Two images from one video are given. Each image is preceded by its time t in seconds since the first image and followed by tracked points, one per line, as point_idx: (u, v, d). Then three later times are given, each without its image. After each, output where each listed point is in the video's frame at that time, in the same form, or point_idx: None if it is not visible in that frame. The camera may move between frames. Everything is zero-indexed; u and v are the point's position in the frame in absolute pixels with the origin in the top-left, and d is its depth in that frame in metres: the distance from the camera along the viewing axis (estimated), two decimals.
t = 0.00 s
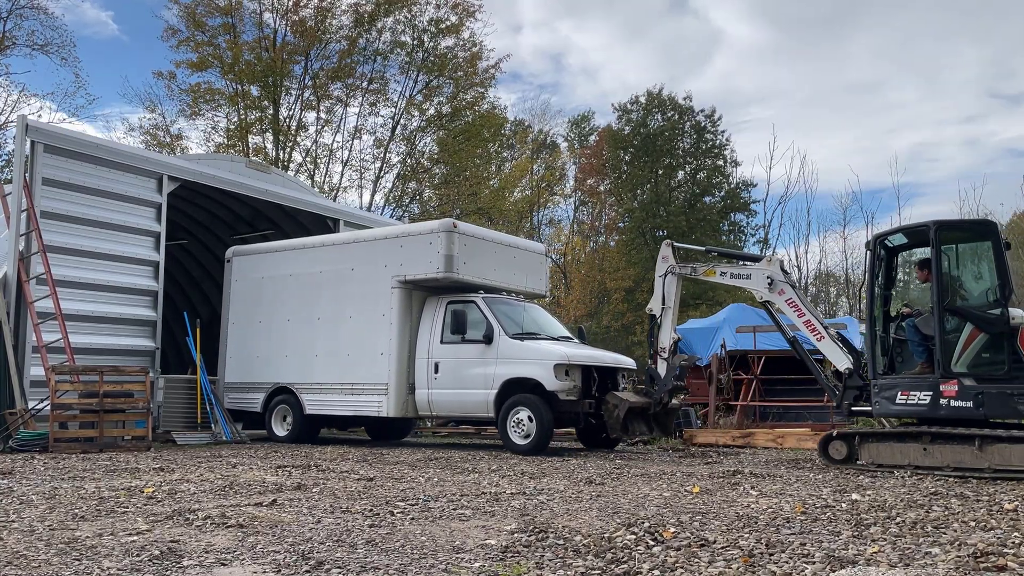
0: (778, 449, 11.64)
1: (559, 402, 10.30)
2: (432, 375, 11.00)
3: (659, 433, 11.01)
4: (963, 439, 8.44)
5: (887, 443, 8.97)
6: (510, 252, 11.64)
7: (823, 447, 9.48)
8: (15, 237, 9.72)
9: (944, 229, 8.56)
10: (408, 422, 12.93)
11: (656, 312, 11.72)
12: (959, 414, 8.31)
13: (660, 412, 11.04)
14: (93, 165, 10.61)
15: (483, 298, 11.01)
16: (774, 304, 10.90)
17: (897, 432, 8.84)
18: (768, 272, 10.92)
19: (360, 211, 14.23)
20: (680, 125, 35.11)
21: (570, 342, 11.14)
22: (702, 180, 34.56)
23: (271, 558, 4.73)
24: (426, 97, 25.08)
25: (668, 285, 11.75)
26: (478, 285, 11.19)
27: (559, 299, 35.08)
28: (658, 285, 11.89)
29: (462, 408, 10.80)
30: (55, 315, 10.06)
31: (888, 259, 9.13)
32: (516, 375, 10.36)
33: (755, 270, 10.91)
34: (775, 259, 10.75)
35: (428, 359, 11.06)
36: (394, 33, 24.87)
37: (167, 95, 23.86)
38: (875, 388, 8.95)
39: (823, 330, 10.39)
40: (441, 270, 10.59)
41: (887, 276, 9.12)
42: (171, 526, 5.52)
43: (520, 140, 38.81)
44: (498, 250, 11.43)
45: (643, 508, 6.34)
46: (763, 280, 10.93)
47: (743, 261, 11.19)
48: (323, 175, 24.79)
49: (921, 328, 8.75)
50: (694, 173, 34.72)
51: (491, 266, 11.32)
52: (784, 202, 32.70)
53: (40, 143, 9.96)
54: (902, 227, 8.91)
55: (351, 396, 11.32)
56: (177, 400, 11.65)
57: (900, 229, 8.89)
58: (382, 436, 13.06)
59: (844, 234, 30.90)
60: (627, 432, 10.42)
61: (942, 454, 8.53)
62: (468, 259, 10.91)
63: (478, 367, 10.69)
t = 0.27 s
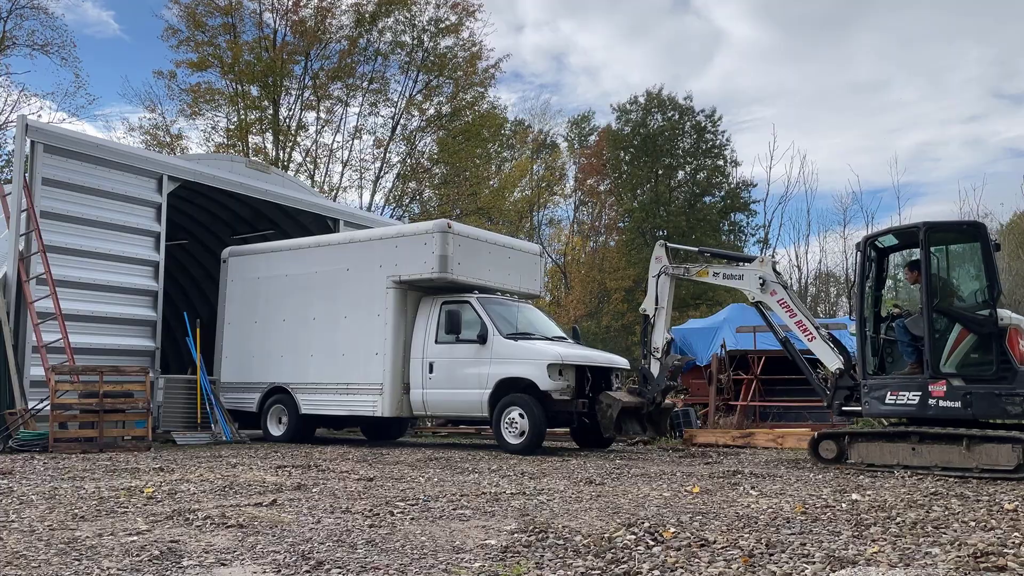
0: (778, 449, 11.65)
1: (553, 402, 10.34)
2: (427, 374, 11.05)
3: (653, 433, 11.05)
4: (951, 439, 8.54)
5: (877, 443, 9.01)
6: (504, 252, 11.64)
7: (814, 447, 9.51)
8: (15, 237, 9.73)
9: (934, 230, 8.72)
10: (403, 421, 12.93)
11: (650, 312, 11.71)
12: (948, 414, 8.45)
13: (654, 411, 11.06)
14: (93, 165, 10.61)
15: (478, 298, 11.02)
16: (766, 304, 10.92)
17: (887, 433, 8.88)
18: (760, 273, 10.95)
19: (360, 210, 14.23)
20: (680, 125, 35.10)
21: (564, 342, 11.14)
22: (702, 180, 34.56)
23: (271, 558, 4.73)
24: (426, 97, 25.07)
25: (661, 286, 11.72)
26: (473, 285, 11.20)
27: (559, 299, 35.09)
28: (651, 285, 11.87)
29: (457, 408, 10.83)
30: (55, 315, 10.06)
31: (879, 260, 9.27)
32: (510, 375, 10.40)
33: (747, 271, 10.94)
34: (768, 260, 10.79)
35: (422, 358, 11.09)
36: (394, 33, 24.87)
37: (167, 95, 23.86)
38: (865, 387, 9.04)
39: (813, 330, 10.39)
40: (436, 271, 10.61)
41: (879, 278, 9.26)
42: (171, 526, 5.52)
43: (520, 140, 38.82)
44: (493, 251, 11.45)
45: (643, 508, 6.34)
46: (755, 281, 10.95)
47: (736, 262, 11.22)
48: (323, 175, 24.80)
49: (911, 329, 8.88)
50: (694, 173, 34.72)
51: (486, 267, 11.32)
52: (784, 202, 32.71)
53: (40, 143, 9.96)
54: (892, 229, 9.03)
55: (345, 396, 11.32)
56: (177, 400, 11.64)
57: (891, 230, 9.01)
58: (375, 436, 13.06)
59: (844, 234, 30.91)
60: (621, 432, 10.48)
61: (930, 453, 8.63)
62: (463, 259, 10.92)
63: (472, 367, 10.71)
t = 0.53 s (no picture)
0: (778, 449, 11.65)
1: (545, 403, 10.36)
2: (421, 374, 11.03)
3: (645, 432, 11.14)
4: (937, 439, 8.59)
5: (865, 442, 9.13)
6: (498, 253, 11.64)
7: (803, 446, 9.66)
8: (15, 237, 9.73)
9: (921, 231, 8.74)
10: (397, 421, 12.95)
11: (642, 313, 11.71)
12: (934, 414, 8.53)
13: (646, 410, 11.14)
14: (92, 165, 10.60)
15: (471, 298, 11.03)
16: (756, 305, 10.92)
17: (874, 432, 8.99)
18: (750, 274, 10.96)
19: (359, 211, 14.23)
20: (680, 125, 35.11)
21: (557, 343, 11.17)
22: (701, 180, 34.57)
23: (271, 558, 4.73)
24: (426, 97, 25.07)
25: (653, 287, 11.72)
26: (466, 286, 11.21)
27: (559, 299, 35.09)
28: (643, 287, 11.87)
29: (450, 408, 10.83)
30: (55, 315, 10.06)
31: (868, 261, 9.28)
32: (502, 375, 10.40)
33: (738, 272, 10.96)
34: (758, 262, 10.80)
35: (416, 358, 11.09)
36: (394, 33, 24.88)
37: (167, 95, 23.86)
38: (853, 388, 9.16)
39: (802, 331, 10.38)
40: (429, 272, 10.61)
41: (867, 279, 9.29)
42: (171, 527, 5.52)
43: (520, 140, 38.84)
44: (486, 251, 11.45)
45: (643, 508, 6.34)
46: (746, 282, 10.98)
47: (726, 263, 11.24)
48: (323, 175, 24.82)
49: (898, 330, 8.92)
50: (694, 173, 34.72)
51: (479, 268, 11.32)
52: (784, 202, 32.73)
53: (40, 143, 9.96)
54: (881, 230, 9.04)
55: (340, 396, 11.32)
56: (177, 399, 11.65)
57: (879, 231, 9.04)
58: (370, 436, 13.08)
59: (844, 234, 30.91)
60: (613, 432, 10.53)
61: (918, 453, 8.68)
62: (457, 260, 10.92)
63: (465, 367, 10.72)
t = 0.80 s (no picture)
0: (778, 449, 11.65)
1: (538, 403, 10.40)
2: (414, 374, 11.07)
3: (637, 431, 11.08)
4: (923, 439, 8.69)
5: (852, 442, 9.25)
6: (491, 253, 11.66)
7: (790, 445, 9.74)
8: (15, 237, 9.73)
9: (908, 233, 8.88)
10: (391, 420, 12.96)
11: (634, 313, 11.88)
12: (920, 414, 8.68)
13: (638, 410, 11.10)
14: (92, 165, 10.59)
15: (465, 299, 11.03)
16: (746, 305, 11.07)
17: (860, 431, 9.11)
18: (741, 275, 11.11)
19: (359, 211, 14.23)
20: (680, 125, 35.11)
21: (550, 343, 11.16)
22: (701, 180, 34.58)
23: (271, 558, 4.73)
24: (426, 97, 25.06)
25: (645, 286, 11.87)
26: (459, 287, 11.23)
27: (559, 299, 35.09)
28: (636, 287, 12.03)
29: (444, 408, 10.86)
30: (55, 315, 10.06)
31: (856, 262, 9.40)
32: (495, 375, 10.44)
33: (729, 272, 11.09)
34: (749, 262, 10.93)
35: (409, 358, 11.11)
36: (394, 32, 24.88)
37: (167, 95, 23.86)
38: (841, 388, 9.28)
39: (792, 330, 10.58)
40: (423, 272, 10.62)
41: (856, 279, 9.41)
42: (171, 527, 5.52)
43: (520, 140, 38.85)
44: (479, 252, 11.46)
45: (643, 508, 6.34)
46: (736, 283, 11.11)
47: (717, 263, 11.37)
48: (323, 175, 24.82)
49: (886, 330, 9.06)
50: (694, 173, 34.71)
51: (473, 268, 11.33)
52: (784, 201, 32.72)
53: (40, 142, 9.96)
54: (870, 231, 9.16)
55: (335, 396, 11.32)
56: (178, 399, 11.65)
57: (868, 233, 9.15)
58: (365, 436, 13.10)
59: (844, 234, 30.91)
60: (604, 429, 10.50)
61: (904, 452, 8.77)
62: (451, 260, 10.93)
63: (458, 367, 10.74)
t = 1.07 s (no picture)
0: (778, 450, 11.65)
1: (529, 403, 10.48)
2: (408, 374, 11.10)
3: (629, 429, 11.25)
4: (908, 438, 8.77)
5: (839, 441, 9.37)
6: (485, 254, 11.74)
7: (779, 444, 9.87)
8: (15, 237, 9.73)
9: (895, 235, 8.99)
10: (387, 420, 13.01)
11: (627, 312, 11.95)
12: (906, 414, 8.79)
13: (630, 408, 11.29)
14: (92, 165, 10.59)
15: (458, 300, 11.08)
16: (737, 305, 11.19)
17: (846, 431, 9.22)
18: (731, 275, 11.20)
19: (359, 211, 14.22)
20: (680, 125, 35.11)
21: (542, 343, 11.24)
22: (701, 180, 34.56)
23: (271, 558, 4.73)
24: (426, 97, 25.05)
25: (637, 285, 11.95)
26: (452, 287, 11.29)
27: (559, 299, 35.08)
28: (628, 285, 12.09)
29: (437, 408, 10.91)
30: (55, 315, 10.06)
31: (845, 263, 9.50)
32: (488, 375, 10.51)
33: (720, 273, 11.18)
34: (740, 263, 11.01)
35: (403, 358, 11.15)
36: (394, 32, 24.89)
37: (167, 95, 23.86)
38: (829, 387, 9.44)
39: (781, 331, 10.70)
40: (417, 273, 10.68)
41: (844, 280, 9.52)
42: (171, 526, 5.52)
43: (520, 139, 38.87)
44: (473, 253, 11.52)
45: (643, 508, 6.34)
46: (727, 282, 11.22)
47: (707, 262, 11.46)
48: (323, 175, 24.83)
49: (873, 331, 9.17)
50: (694, 173, 34.70)
51: (466, 269, 11.39)
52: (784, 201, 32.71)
53: (40, 142, 9.96)
54: (858, 232, 9.26)
55: (328, 396, 11.34)
56: (177, 399, 11.64)
57: (856, 234, 9.25)
58: (360, 435, 13.13)
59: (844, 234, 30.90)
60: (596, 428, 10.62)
61: (889, 452, 8.88)
62: (444, 261, 10.99)
63: (452, 367, 10.80)
